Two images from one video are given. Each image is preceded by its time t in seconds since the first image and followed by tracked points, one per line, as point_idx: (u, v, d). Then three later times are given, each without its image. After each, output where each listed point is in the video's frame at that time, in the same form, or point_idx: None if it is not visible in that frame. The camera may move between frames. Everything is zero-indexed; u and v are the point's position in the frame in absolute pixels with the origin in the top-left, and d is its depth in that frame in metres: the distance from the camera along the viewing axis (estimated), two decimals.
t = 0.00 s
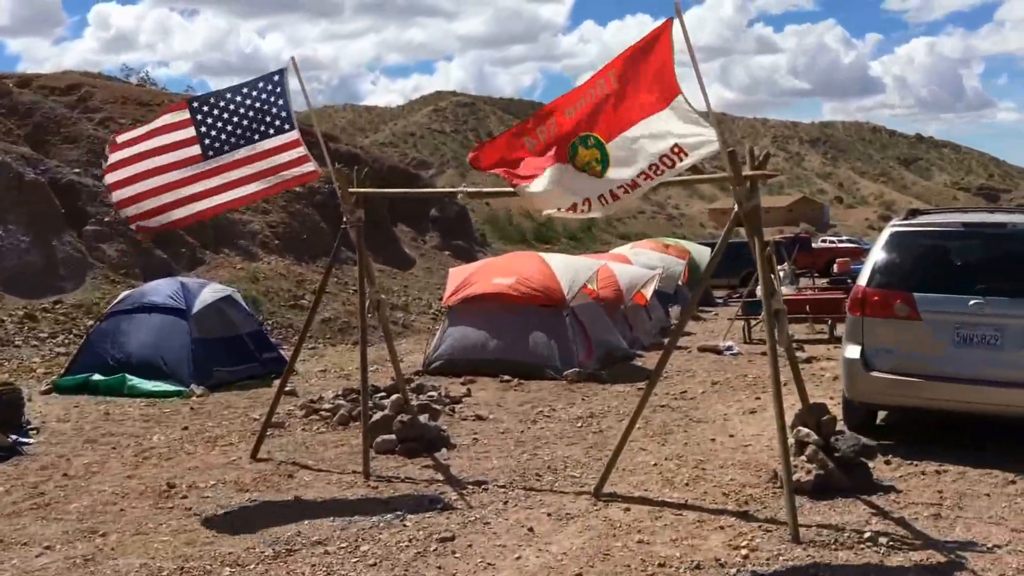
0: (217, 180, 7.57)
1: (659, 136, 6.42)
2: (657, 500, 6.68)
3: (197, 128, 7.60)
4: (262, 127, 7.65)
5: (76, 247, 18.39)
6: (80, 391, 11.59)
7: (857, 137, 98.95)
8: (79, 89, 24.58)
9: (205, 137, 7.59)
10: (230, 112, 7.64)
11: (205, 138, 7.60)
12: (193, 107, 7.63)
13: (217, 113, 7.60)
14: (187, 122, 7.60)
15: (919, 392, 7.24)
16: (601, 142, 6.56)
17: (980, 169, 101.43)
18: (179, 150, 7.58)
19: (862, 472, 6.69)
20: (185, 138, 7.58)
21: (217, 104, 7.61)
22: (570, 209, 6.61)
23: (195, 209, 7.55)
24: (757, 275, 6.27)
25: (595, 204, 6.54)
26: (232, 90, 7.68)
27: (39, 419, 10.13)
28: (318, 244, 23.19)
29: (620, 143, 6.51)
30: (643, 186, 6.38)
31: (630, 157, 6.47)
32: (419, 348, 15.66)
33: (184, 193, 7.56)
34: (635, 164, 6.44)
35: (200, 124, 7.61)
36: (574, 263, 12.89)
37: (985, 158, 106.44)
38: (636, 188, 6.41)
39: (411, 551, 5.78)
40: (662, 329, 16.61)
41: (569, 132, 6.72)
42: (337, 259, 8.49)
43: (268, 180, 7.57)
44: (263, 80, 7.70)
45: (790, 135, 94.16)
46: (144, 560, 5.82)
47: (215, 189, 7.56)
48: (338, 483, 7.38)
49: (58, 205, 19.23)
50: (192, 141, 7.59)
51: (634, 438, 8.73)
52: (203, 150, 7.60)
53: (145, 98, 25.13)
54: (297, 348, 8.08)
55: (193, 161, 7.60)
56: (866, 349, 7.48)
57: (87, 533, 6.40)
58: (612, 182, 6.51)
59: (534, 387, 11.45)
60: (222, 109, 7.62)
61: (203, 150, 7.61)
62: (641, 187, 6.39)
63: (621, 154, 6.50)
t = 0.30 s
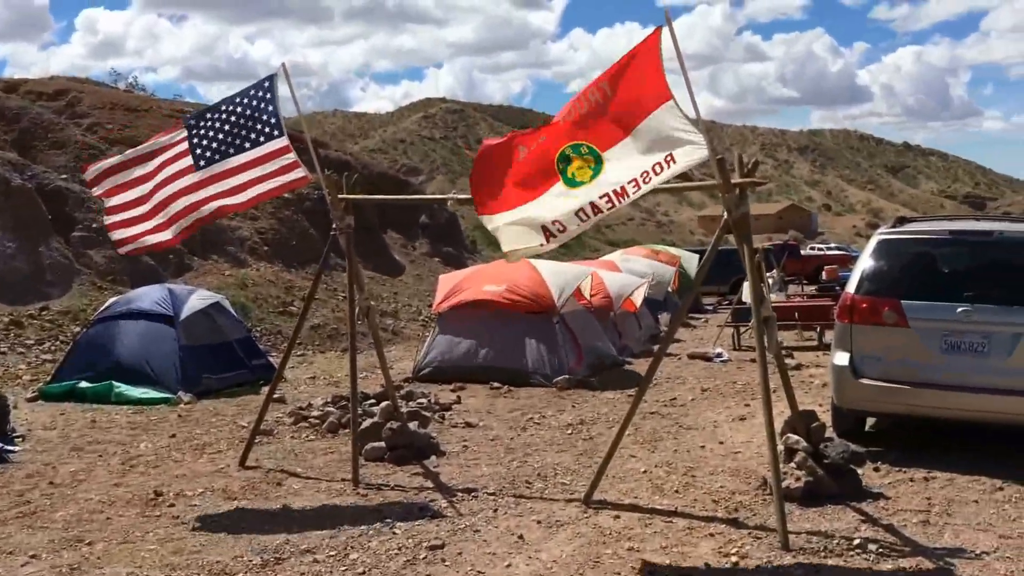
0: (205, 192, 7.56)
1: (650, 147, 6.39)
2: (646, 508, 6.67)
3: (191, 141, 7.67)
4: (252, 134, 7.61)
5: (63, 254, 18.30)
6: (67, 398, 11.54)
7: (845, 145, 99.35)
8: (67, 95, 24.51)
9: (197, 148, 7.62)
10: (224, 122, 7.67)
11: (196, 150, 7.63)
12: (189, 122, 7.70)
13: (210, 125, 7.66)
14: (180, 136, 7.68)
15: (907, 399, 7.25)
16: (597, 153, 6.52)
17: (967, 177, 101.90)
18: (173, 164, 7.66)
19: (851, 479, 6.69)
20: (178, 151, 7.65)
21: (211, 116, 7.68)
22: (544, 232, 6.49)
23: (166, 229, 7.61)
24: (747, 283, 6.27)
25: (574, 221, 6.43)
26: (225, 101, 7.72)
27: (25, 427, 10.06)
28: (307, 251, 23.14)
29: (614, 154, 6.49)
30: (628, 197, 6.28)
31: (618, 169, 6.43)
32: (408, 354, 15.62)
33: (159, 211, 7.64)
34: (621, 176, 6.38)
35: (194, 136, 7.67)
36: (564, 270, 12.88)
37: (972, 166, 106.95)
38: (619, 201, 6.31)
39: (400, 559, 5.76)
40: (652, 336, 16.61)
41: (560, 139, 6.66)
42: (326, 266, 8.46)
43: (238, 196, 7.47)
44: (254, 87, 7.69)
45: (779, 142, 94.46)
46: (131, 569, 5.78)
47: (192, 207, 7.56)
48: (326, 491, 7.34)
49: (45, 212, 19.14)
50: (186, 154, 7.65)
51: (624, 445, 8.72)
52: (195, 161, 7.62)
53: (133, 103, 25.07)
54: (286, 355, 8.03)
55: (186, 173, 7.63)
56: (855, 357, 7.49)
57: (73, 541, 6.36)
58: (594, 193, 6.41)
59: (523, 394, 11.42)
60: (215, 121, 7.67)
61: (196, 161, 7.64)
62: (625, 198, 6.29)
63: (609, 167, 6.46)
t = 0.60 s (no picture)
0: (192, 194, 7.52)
1: (642, 145, 6.44)
2: (637, 515, 6.64)
3: (178, 141, 7.61)
4: (239, 137, 7.57)
5: (50, 260, 18.19)
6: (53, 406, 11.46)
7: (834, 153, 99.68)
8: (54, 100, 24.41)
9: (184, 150, 7.57)
10: (211, 123, 7.62)
11: (183, 151, 7.58)
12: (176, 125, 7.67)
13: (198, 126, 7.60)
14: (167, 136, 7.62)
15: (897, 406, 7.24)
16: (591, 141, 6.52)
17: (956, 185, 102.32)
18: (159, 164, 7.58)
19: (842, 486, 6.67)
20: (166, 152, 7.58)
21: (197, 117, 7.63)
22: (544, 218, 6.53)
23: (186, 217, 7.48)
24: (737, 289, 6.25)
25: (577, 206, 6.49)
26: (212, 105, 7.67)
27: (10, 435, 9.98)
28: (296, 257, 23.07)
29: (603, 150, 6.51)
30: (629, 188, 6.39)
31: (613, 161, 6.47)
32: (398, 361, 15.57)
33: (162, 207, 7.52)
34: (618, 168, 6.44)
35: (180, 137, 7.62)
36: (554, 276, 12.86)
37: (961, 174, 107.44)
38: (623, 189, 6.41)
39: (389, 567, 5.72)
40: (642, 343, 16.60)
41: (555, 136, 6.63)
42: (315, 272, 8.42)
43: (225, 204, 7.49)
44: (243, 91, 7.66)
45: (769, 149, 94.73)
46: None
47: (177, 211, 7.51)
48: (315, 499, 7.29)
49: (32, 218, 19.04)
50: (171, 155, 7.58)
51: (615, 452, 8.69)
52: (181, 162, 7.56)
53: (121, 108, 25.00)
54: (275, 362, 7.98)
55: (171, 173, 7.57)
56: (846, 363, 7.48)
57: (58, 550, 6.29)
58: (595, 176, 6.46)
59: (513, 401, 11.39)
60: (202, 122, 7.62)
61: (182, 162, 7.58)
62: (625, 189, 6.39)
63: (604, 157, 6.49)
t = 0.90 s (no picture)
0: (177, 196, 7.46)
1: (625, 150, 6.38)
2: (629, 518, 6.60)
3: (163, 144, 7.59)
4: (226, 139, 7.52)
5: (38, 262, 18.07)
6: (40, 408, 11.39)
7: (824, 156, 99.99)
8: (42, 100, 24.30)
9: (170, 151, 7.54)
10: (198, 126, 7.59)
11: (169, 152, 7.55)
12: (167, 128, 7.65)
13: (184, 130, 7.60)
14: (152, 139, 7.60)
15: (887, 409, 7.21)
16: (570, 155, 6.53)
17: (945, 188, 102.69)
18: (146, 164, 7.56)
19: (833, 489, 6.65)
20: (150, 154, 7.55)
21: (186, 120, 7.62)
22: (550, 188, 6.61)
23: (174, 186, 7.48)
24: (727, 291, 6.22)
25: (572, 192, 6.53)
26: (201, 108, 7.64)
27: None
28: (287, 259, 23.00)
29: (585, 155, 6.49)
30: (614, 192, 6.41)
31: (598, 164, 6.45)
32: (388, 363, 15.51)
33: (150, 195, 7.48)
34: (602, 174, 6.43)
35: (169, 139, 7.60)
36: (545, 279, 12.83)
37: (950, 177, 107.84)
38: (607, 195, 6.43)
39: (380, 572, 5.67)
40: (634, 346, 16.58)
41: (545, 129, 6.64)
42: (305, 274, 8.36)
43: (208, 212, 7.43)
44: (231, 93, 7.61)
45: (760, 152, 94.92)
46: None
47: (161, 211, 7.47)
48: (305, 503, 7.23)
49: (20, 219, 18.93)
50: (156, 156, 7.55)
51: (607, 455, 8.66)
52: (166, 163, 7.52)
53: (110, 109, 24.90)
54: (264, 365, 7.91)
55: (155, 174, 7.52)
56: (836, 366, 7.45)
57: (44, 555, 6.22)
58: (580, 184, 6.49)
59: (504, 404, 11.35)
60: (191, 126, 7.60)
61: (167, 163, 7.54)
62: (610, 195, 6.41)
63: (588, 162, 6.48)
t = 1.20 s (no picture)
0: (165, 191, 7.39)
1: (614, 150, 6.35)
2: (621, 517, 6.56)
3: (148, 136, 7.44)
4: (213, 135, 7.47)
5: (26, 258, 17.93)
6: (27, 407, 11.33)
7: (815, 154, 100.15)
8: (30, 96, 24.15)
9: (157, 145, 7.42)
10: (182, 118, 7.47)
11: (157, 146, 7.42)
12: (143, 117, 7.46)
13: (168, 121, 7.44)
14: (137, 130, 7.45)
15: (879, 406, 7.18)
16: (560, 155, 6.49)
17: (936, 186, 102.94)
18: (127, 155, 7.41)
19: (825, 486, 6.61)
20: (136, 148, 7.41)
21: (170, 112, 7.45)
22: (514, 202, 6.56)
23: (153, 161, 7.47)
24: (717, 289, 6.18)
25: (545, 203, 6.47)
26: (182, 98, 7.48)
27: None
28: (278, 256, 22.91)
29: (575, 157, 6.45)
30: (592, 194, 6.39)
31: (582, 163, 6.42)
32: (378, 361, 15.44)
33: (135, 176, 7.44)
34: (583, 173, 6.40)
35: (151, 131, 7.45)
36: (536, 276, 12.78)
37: (941, 175, 108.13)
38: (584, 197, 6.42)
39: (369, 572, 5.61)
40: (626, 343, 16.54)
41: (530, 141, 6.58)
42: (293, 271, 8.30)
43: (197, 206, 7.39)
44: (215, 88, 7.53)
45: (751, 150, 95.03)
46: None
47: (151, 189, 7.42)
48: (294, 502, 7.17)
49: (8, 216, 18.80)
50: (143, 150, 7.42)
51: (599, 453, 8.61)
52: (154, 159, 7.42)
53: (98, 105, 24.76)
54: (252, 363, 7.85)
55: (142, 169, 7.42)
56: (828, 363, 7.42)
57: (29, 556, 6.15)
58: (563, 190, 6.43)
59: (495, 401, 11.30)
60: (173, 118, 7.45)
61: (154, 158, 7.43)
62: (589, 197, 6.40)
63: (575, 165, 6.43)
